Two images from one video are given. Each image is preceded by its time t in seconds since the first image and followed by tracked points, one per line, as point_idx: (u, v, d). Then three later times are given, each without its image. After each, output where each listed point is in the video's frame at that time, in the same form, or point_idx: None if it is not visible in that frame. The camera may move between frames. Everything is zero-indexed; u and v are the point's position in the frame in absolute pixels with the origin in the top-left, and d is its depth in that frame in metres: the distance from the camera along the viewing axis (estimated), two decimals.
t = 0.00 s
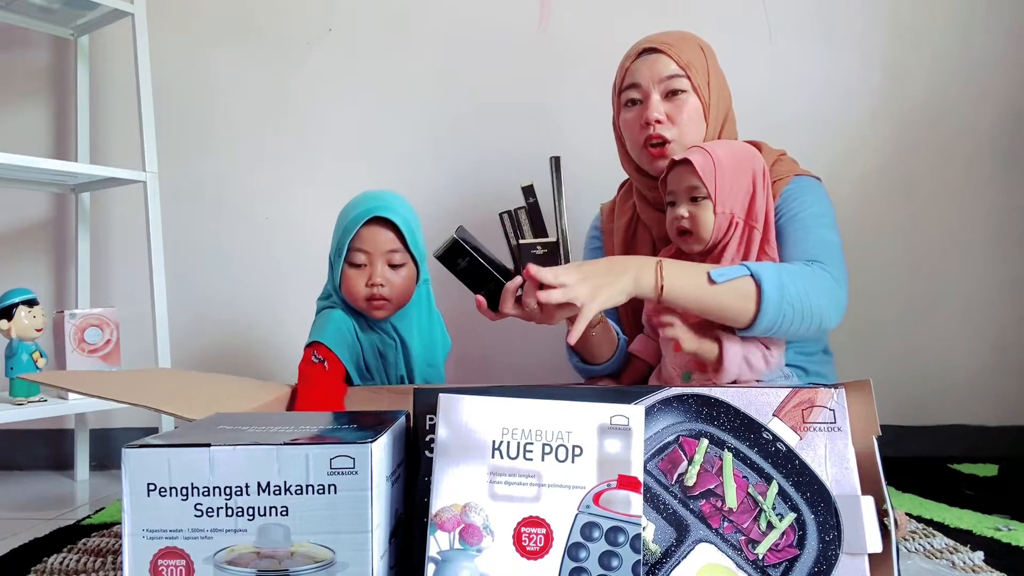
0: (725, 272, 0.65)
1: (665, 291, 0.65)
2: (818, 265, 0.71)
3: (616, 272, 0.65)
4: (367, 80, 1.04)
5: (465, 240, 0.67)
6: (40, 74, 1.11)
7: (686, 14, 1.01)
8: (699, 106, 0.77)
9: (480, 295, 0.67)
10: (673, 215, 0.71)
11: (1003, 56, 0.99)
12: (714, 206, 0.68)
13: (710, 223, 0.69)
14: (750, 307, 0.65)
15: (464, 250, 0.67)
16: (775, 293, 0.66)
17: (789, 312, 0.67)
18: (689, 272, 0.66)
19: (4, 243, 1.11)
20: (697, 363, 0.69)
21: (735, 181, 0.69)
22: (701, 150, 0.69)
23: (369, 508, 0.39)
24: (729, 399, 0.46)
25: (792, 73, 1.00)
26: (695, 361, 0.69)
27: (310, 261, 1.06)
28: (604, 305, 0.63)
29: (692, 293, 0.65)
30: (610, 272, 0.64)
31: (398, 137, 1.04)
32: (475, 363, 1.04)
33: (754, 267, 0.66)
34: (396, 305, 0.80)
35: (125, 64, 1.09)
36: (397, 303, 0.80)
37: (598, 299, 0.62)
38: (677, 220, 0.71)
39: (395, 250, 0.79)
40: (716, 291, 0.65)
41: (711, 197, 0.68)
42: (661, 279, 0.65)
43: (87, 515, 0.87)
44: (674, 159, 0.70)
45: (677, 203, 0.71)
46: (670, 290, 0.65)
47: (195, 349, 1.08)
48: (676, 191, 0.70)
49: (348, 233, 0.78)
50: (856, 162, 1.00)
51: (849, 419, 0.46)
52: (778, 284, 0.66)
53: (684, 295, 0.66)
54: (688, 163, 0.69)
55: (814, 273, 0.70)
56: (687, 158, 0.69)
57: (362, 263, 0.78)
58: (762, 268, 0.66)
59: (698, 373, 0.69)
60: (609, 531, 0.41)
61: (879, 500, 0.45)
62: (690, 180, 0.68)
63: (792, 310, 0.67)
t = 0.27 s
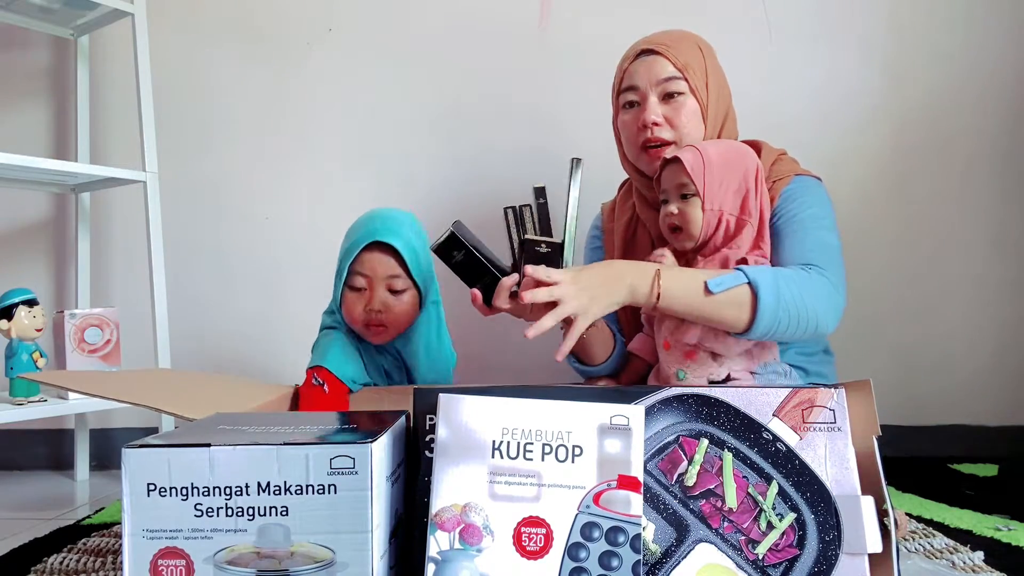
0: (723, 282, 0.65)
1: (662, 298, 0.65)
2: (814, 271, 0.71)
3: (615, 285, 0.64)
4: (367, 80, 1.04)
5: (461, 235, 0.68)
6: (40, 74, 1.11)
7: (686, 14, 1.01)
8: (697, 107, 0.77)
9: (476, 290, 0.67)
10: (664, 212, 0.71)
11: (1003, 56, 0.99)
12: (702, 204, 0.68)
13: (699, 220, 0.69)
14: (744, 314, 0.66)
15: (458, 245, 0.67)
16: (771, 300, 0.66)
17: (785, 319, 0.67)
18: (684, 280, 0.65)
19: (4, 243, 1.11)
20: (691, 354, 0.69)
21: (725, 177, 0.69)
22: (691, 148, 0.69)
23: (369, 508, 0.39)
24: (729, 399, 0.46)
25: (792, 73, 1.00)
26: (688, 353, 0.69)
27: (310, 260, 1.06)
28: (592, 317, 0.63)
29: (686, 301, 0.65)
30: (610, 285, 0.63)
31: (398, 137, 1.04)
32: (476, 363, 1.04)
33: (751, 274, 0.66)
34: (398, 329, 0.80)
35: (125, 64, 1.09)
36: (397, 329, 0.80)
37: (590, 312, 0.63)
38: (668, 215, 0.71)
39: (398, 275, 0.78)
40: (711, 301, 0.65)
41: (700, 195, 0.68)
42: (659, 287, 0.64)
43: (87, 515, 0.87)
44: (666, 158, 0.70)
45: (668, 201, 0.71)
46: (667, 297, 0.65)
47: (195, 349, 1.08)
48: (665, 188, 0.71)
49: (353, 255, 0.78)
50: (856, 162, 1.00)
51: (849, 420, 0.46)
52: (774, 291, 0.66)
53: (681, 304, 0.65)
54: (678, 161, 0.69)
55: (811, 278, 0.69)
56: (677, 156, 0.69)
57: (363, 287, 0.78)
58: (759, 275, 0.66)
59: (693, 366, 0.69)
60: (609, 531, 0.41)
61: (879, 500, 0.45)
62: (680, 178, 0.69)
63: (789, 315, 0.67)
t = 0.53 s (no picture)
0: (734, 288, 0.64)
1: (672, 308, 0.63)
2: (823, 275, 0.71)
3: (628, 287, 0.62)
4: (367, 80, 1.04)
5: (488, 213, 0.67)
6: (40, 74, 1.11)
7: (686, 14, 1.01)
8: (691, 108, 0.77)
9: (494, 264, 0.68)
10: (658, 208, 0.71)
11: (1003, 57, 0.99)
12: (696, 202, 0.68)
13: (691, 218, 0.69)
14: (753, 322, 0.65)
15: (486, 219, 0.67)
16: (782, 303, 0.65)
17: (796, 321, 0.66)
18: (698, 286, 0.64)
19: (4, 243, 1.11)
20: (686, 354, 0.69)
21: (717, 174, 0.69)
22: (689, 147, 0.69)
23: (369, 508, 0.39)
24: (729, 399, 0.46)
25: (792, 74, 1.00)
26: (681, 352, 0.70)
27: (310, 260, 1.06)
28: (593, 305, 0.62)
29: (698, 309, 0.63)
30: (620, 286, 0.62)
31: (398, 137, 1.04)
32: (476, 363, 1.04)
33: (760, 277, 0.66)
34: (399, 347, 0.80)
35: (125, 64, 1.09)
36: (400, 346, 0.80)
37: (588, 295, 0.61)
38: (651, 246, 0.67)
39: (409, 294, 0.79)
40: (723, 309, 0.64)
41: (695, 193, 0.68)
42: (669, 295, 0.63)
43: (87, 515, 0.87)
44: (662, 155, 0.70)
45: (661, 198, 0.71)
46: (676, 307, 0.63)
47: (195, 349, 1.08)
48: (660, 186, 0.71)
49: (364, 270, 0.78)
50: (856, 162, 1.00)
51: (849, 419, 0.46)
52: (785, 295, 0.66)
53: (691, 313, 0.64)
54: (675, 159, 0.69)
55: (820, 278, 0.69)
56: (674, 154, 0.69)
57: (373, 302, 0.78)
58: (769, 279, 0.66)
59: (688, 365, 0.69)
60: (609, 531, 0.41)
61: (879, 500, 0.45)
62: (675, 175, 0.69)
63: (800, 318, 0.67)
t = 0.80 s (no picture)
0: (754, 307, 0.65)
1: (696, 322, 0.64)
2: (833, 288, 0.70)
3: (656, 297, 0.63)
4: (366, 80, 1.04)
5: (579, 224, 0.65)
6: (40, 74, 1.11)
7: (686, 14, 1.01)
8: (690, 107, 0.76)
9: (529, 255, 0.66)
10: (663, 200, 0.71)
11: (1003, 56, 0.99)
12: (705, 198, 0.69)
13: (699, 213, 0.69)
14: (771, 341, 0.66)
15: (602, 228, 0.64)
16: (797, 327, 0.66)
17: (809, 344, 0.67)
18: (722, 304, 0.64)
19: (4, 243, 1.11)
20: (680, 348, 0.71)
21: (723, 167, 0.69)
22: (701, 143, 0.70)
23: (370, 508, 0.39)
24: (729, 399, 0.46)
25: (792, 74, 1.00)
26: (677, 348, 0.71)
27: (310, 260, 1.06)
28: (616, 305, 0.63)
29: (721, 326, 0.64)
30: (648, 295, 0.63)
31: (398, 137, 1.04)
32: (476, 363, 1.04)
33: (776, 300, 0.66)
34: (398, 348, 0.81)
35: (125, 64, 1.09)
36: (398, 346, 0.81)
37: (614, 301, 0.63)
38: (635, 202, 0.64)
39: (404, 294, 0.79)
40: (745, 327, 0.64)
41: (704, 189, 0.69)
42: (693, 308, 0.64)
43: (87, 515, 0.87)
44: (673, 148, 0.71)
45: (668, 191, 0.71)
46: (701, 321, 0.64)
47: (195, 349, 1.08)
48: (670, 178, 0.71)
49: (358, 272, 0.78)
50: (856, 162, 1.00)
51: (849, 419, 0.46)
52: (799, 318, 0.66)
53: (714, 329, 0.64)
54: (687, 153, 0.69)
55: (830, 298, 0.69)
56: (688, 148, 0.69)
57: (368, 304, 0.79)
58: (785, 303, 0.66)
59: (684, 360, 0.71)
60: (609, 531, 0.41)
61: (879, 500, 0.45)
62: (687, 168, 0.69)
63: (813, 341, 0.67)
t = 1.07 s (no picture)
0: (765, 327, 0.66)
1: (712, 328, 0.65)
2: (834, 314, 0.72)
3: (677, 300, 0.63)
4: (366, 79, 1.04)
5: (600, 227, 0.61)
6: (40, 74, 1.11)
7: (687, 14, 1.01)
8: (694, 106, 0.76)
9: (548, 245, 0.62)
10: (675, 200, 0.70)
11: (1003, 56, 0.99)
12: (718, 200, 0.68)
13: (711, 215, 0.68)
14: (773, 359, 0.67)
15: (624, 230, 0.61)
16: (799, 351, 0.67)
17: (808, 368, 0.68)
18: (736, 318, 0.65)
19: (4, 243, 1.11)
20: (684, 350, 0.69)
21: (733, 165, 0.69)
22: (714, 144, 0.69)
23: (370, 508, 0.39)
24: (729, 399, 0.46)
25: (792, 73, 0.99)
26: (680, 349, 0.70)
27: (310, 261, 1.06)
28: (640, 307, 0.63)
29: (731, 339, 0.65)
30: (673, 298, 0.63)
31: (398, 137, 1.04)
32: (476, 363, 1.04)
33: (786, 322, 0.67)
34: (393, 326, 0.80)
35: (125, 64, 1.09)
36: (393, 325, 0.80)
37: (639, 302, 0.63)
38: (637, 215, 0.59)
39: (393, 268, 0.79)
40: (752, 343, 0.65)
41: (718, 190, 0.68)
42: (713, 314, 0.64)
43: (87, 515, 0.87)
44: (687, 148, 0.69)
45: (681, 191, 0.70)
46: (717, 328, 0.65)
47: (195, 349, 1.07)
48: (681, 178, 0.70)
49: (344, 254, 0.78)
50: (856, 162, 1.00)
51: (849, 419, 0.46)
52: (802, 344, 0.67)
53: (727, 338, 0.65)
54: (701, 153, 0.68)
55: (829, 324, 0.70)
56: (703, 148, 0.68)
57: (358, 284, 0.78)
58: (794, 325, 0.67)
59: (688, 362, 0.69)
60: (609, 531, 0.41)
61: (879, 500, 0.45)
62: (701, 169, 0.68)
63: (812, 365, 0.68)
